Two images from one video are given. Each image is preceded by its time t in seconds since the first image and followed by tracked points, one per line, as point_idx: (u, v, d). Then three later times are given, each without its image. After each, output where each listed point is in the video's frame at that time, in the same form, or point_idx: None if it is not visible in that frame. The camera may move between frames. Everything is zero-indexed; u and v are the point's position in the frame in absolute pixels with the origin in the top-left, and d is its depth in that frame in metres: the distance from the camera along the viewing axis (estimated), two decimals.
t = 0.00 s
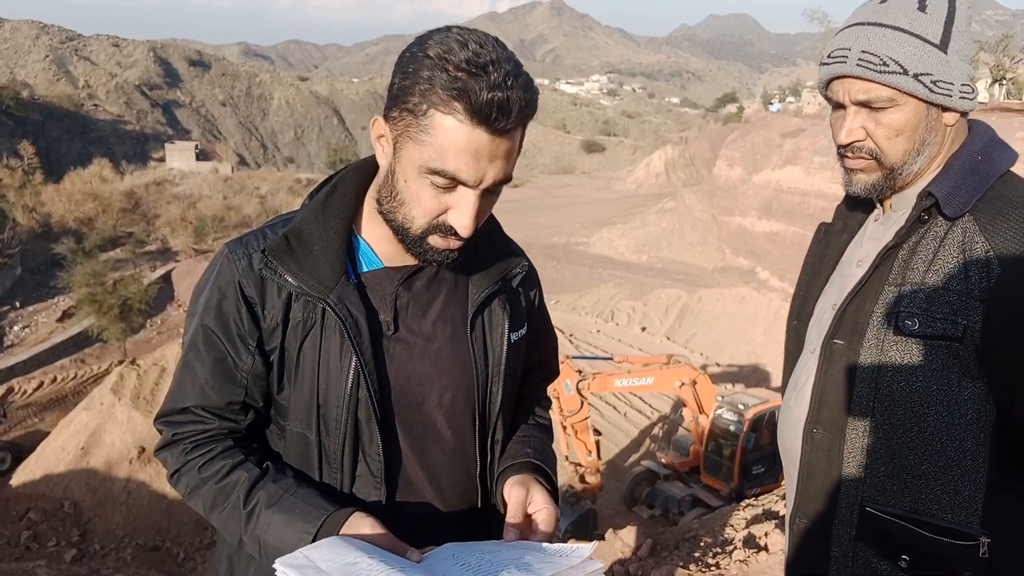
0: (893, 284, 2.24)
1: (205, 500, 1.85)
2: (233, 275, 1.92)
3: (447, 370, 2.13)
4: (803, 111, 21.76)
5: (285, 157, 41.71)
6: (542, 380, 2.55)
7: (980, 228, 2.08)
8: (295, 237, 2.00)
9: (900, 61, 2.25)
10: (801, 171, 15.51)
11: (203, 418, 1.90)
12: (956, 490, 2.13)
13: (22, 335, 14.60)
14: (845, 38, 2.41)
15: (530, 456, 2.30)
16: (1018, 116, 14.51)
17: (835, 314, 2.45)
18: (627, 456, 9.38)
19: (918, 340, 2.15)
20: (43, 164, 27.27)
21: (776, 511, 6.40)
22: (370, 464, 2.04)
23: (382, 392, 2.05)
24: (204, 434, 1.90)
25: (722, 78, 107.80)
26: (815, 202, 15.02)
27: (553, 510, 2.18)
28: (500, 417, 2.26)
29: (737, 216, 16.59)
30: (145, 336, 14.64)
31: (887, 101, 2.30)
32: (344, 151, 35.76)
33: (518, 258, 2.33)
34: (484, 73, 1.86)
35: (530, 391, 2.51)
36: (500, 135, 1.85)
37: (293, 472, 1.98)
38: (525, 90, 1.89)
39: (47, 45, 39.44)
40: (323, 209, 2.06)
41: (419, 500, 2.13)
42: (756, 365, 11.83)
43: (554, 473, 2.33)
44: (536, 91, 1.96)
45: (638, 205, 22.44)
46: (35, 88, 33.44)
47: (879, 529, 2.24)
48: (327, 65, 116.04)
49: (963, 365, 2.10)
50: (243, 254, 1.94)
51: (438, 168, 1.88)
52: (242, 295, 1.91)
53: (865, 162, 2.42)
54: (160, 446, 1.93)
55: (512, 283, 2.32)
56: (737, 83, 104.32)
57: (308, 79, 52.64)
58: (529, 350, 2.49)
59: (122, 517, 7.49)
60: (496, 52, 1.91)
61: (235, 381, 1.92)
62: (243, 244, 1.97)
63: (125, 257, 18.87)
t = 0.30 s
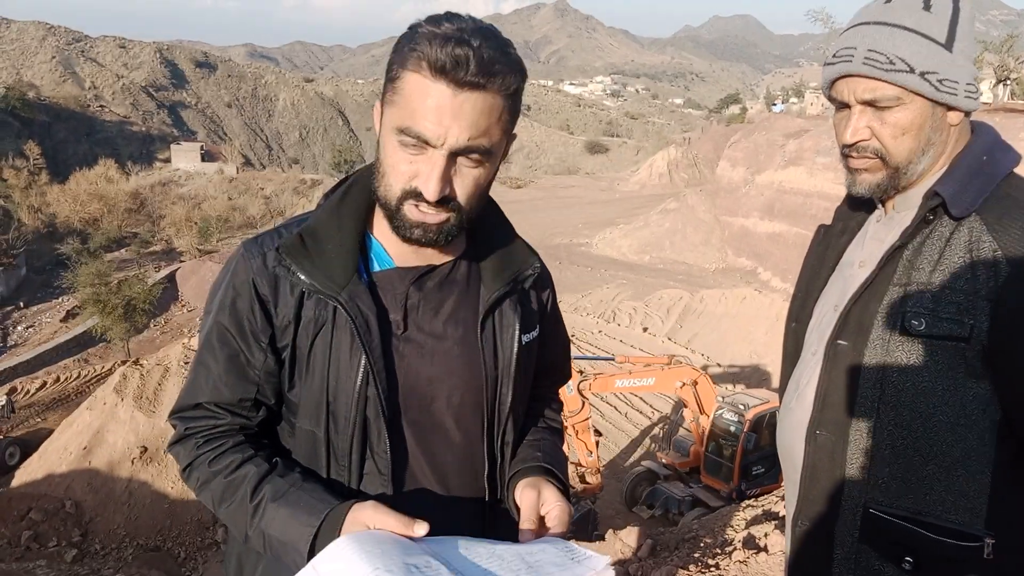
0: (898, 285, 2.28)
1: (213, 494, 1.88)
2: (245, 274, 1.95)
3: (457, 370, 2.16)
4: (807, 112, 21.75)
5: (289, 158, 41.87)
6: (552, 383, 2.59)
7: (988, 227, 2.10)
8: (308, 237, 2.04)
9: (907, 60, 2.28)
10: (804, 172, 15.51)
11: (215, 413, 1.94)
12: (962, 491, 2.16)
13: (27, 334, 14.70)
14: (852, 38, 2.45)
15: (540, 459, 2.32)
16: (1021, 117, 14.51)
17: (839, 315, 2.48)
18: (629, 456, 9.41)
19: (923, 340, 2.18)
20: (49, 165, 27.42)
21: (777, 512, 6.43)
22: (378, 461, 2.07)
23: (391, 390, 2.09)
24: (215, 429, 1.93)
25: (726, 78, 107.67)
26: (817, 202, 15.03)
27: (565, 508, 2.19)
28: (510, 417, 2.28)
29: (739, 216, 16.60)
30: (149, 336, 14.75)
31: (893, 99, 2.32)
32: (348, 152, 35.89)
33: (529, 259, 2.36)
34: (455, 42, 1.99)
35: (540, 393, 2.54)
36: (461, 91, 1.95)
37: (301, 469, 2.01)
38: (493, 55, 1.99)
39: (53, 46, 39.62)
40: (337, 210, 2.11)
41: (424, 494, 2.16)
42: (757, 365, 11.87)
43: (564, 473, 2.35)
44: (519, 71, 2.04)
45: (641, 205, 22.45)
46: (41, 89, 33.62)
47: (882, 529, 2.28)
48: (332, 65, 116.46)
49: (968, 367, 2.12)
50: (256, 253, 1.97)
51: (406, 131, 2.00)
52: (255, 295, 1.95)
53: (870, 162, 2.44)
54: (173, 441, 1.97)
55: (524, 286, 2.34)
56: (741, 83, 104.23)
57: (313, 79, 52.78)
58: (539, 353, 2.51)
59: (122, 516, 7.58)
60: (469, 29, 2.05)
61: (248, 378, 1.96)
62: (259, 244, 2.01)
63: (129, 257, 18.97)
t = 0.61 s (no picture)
0: (899, 285, 2.22)
1: (208, 484, 1.92)
2: (242, 269, 1.98)
3: (450, 371, 2.10)
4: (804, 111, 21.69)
5: (286, 156, 41.74)
6: (554, 391, 2.46)
7: (992, 228, 2.05)
8: (303, 232, 2.03)
9: (904, 59, 2.23)
10: (802, 172, 15.46)
11: (213, 404, 1.98)
12: (962, 492, 2.10)
13: (20, 332, 14.60)
14: (848, 37, 2.39)
15: (531, 464, 2.20)
16: (1019, 117, 14.48)
17: (836, 316, 2.42)
18: (624, 456, 9.35)
19: (925, 341, 2.13)
20: (43, 162, 27.27)
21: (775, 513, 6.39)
22: (366, 460, 2.04)
23: (380, 390, 2.04)
24: (215, 421, 1.97)
25: (724, 77, 107.66)
26: (815, 202, 14.98)
27: (549, 516, 2.12)
28: (506, 421, 2.20)
29: (736, 216, 16.55)
30: (144, 334, 14.65)
31: (892, 99, 2.27)
32: (344, 150, 35.79)
33: (531, 261, 2.25)
34: (442, 42, 1.95)
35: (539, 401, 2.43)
36: (450, 91, 1.90)
37: (293, 463, 2.01)
38: (486, 56, 1.95)
39: (48, 43, 39.44)
40: (332, 206, 2.08)
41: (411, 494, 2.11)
42: (755, 365, 11.83)
43: (562, 486, 2.24)
44: (510, 72, 2.00)
45: (639, 205, 22.40)
46: (35, 85, 33.45)
47: (882, 531, 2.22)
48: (328, 64, 116.28)
49: (971, 367, 2.07)
50: (253, 247, 2.00)
51: (394, 132, 1.95)
52: (250, 289, 1.96)
53: (869, 161, 2.38)
54: (177, 430, 2.02)
55: (525, 286, 2.23)
56: (739, 83, 104.24)
57: (310, 77, 52.64)
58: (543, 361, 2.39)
59: (118, 515, 7.48)
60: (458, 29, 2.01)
61: (244, 371, 1.98)
62: (257, 239, 2.03)
63: (124, 255, 18.86)
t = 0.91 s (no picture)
0: (881, 291, 2.27)
1: (202, 483, 1.91)
2: (237, 269, 1.99)
3: (442, 376, 2.14)
4: (797, 117, 21.80)
5: (279, 160, 41.72)
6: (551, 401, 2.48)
7: (970, 235, 2.09)
8: (296, 234, 2.05)
9: (875, 69, 2.27)
10: (794, 178, 15.56)
11: (208, 403, 1.98)
12: (944, 498, 2.14)
13: (13, 336, 14.55)
14: (822, 50, 2.45)
15: (520, 472, 2.18)
16: (1009, 124, 14.59)
17: (822, 322, 2.46)
18: (617, 461, 9.38)
19: (906, 348, 2.16)
20: (36, 166, 27.18)
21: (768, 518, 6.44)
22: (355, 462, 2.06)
23: (369, 394, 2.08)
24: (210, 420, 1.97)
25: (718, 83, 108.18)
26: (807, 208, 15.07)
27: (530, 524, 2.09)
28: (498, 427, 2.23)
29: (729, 222, 16.63)
30: (137, 338, 14.61)
31: (865, 109, 2.32)
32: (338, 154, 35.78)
33: (527, 270, 2.25)
34: (432, 49, 1.98)
35: (535, 410, 2.45)
36: (439, 98, 1.92)
37: (283, 463, 2.01)
38: (475, 63, 1.98)
39: (42, 46, 39.35)
40: (327, 210, 2.12)
41: (401, 497, 2.14)
42: (748, 370, 11.88)
43: (553, 498, 2.20)
44: (500, 77, 2.02)
45: (632, 210, 22.48)
46: (28, 89, 33.35)
47: (866, 537, 2.27)
48: (322, 68, 116.44)
49: (951, 374, 2.11)
50: (249, 250, 2.02)
51: (384, 139, 1.98)
52: (244, 290, 1.98)
53: (848, 171, 2.44)
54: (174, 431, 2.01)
55: (521, 294, 2.24)
56: (732, 89, 104.69)
57: (304, 81, 52.61)
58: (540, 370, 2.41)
59: (110, 519, 7.46)
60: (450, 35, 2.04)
61: (239, 371, 1.98)
62: (254, 241, 2.06)
63: (117, 259, 18.82)
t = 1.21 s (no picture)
0: (881, 295, 2.27)
1: (202, 486, 1.95)
2: (237, 273, 2.02)
3: (438, 376, 2.12)
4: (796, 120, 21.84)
5: (279, 164, 41.75)
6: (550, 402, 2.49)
7: (970, 237, 2.09)
8: (294, 237, 2.07)
9: (862, 72, 2.27)
10: (794, 181, 15.57)
11: (209, 408, 2.00)
12: (948, 503, 2.13)
13: (13, 340, 14.55)
14: (810, 55, 2.45)
15: (523, 461, 2.21)
16: (1009, 127, 14.62)
17: (820, 326, 2.47)
18: (617, 464, 9.37)
19: (909, 353, 2.17)
20: (36, 169, 27.18)
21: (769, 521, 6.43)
22: (354, 464, 2.06)
23: (368, 397, 2.08)
24: (210, 424, 2.00)
25: (717, 86, 108.29)
26: (807, 211, 15.08)
27: (536, 505, 2.14)
28: (497, 428, 2.22)
29: (729, 224, 16.63)
30: (137, 341, 14.60)
31: (854, 112, 2.31)
32: (338, 158, 35.80)
33: (522, 267, 2.26)
34: (474, 85, 1.94)
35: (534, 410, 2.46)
36: (486, 142, 1.92)
37: (282, 465, 2.03)
38: (509, 96, 1.97)
39: (42, 50, 39.40)
40: (323, 211, 2.12)
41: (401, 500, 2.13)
42: (748, 373, 11.88)
43: (558, 487, 2.24)
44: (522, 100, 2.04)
45: (632, 213, 22.49)
46: (28, 92, 33.37)
47: (872, 544, 2.25)
48: (321, 71, 116.57)
49: (954, 376, 2.11)
50: (248, 252, 2.04)
51: (429, 181, 1.95)
52: (243, 293, 2.00)
53: (840, 175, 2.43)
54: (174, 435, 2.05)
55: (518, 294, 2.25)
56: (731, 92, 104.86)
57: (304, 85, 52.66)
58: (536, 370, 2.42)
59: (110, 523, 7.44)
60: (479, 60, 2.00)
61: (239, 375, 2.00)
62: (252, 245, 2.07)
63: (117, 263, 18.83)
